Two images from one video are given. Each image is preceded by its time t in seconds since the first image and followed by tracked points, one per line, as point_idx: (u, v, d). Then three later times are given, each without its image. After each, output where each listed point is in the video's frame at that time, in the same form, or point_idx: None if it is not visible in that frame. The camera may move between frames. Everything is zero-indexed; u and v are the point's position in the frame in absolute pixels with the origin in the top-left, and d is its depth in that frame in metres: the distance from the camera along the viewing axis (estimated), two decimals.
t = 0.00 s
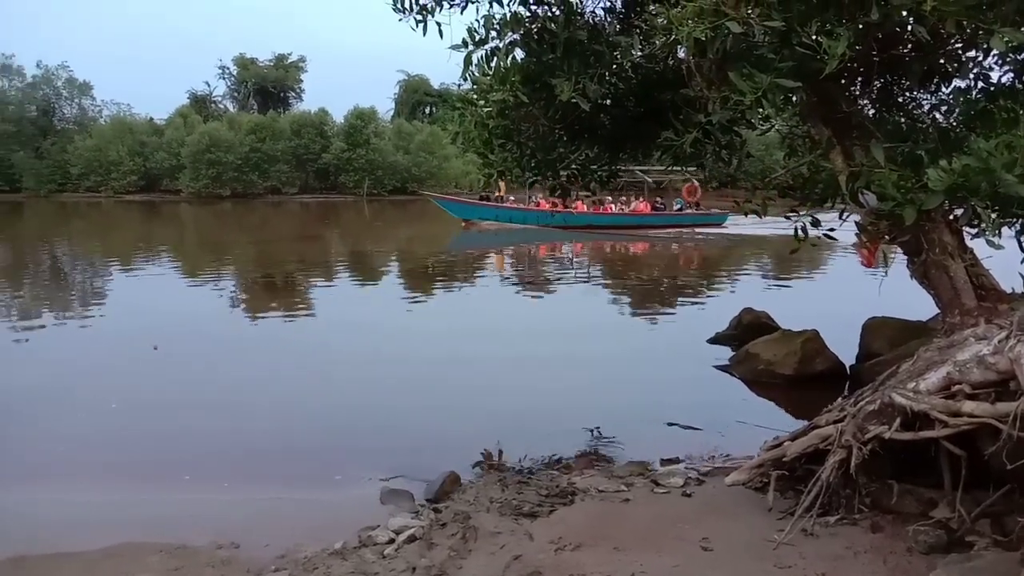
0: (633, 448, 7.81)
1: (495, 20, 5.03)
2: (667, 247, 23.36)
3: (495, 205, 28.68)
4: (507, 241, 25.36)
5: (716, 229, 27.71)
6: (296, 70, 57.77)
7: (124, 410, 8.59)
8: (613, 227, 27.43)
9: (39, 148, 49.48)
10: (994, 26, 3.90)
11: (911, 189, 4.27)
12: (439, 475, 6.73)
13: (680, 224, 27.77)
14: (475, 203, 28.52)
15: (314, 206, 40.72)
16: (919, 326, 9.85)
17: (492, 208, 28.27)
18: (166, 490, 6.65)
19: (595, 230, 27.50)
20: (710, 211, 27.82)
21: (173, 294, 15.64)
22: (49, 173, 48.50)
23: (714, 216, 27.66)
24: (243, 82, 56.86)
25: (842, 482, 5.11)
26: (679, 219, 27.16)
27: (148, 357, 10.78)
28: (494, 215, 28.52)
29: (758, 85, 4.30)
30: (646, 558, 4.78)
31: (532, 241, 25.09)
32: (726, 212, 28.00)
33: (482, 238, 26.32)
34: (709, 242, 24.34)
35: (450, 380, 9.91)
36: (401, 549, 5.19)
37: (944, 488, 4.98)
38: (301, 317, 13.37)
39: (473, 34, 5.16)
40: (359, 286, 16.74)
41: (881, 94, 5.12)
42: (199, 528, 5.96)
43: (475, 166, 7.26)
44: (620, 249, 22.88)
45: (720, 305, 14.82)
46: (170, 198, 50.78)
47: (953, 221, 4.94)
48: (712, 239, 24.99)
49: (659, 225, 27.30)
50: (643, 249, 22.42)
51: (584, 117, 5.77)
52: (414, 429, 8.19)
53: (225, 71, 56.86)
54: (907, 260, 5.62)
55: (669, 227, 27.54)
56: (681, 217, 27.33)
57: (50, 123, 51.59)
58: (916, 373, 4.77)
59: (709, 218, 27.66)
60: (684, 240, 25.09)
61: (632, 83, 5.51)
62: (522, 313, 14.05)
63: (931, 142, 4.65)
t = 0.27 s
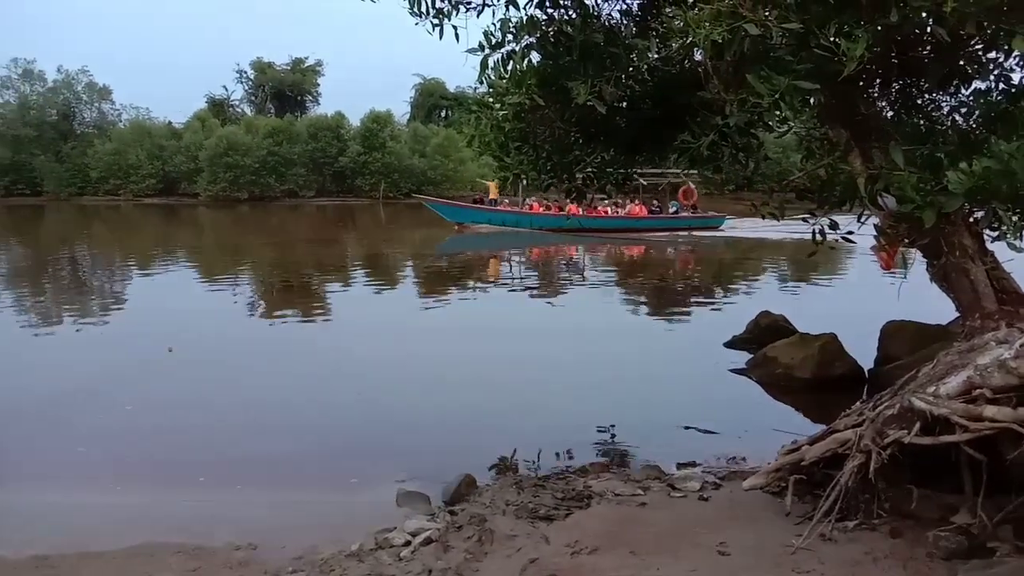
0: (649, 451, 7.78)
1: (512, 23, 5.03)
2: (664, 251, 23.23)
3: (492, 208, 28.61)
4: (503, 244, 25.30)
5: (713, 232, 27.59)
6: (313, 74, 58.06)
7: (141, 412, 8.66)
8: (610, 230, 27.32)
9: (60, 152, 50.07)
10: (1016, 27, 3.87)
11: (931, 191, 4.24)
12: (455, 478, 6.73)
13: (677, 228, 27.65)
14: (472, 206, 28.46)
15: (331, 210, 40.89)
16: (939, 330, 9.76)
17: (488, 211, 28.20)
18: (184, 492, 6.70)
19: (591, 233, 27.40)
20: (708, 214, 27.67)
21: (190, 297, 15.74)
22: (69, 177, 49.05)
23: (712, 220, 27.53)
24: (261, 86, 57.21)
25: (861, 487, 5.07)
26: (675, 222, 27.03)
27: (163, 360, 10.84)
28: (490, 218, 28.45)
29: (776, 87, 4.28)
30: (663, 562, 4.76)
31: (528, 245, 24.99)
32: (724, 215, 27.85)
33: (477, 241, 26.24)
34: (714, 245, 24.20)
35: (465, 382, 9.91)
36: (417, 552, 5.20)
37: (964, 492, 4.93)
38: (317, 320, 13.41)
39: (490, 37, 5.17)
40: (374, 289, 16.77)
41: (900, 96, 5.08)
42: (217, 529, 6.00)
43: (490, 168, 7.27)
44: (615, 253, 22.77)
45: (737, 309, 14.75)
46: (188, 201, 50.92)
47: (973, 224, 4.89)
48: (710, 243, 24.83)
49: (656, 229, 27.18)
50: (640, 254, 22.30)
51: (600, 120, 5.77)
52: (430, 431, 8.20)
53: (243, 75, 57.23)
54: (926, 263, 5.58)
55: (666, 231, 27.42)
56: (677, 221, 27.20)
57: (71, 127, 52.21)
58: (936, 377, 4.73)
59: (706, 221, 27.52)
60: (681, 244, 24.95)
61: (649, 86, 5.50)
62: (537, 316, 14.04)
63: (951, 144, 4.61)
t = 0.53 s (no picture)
0: (658, 451, 7.76)
1: (521, 23, 5.03)
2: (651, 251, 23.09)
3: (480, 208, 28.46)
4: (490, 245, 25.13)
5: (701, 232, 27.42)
6: (323, 74, 58.21)
7: (151, 412, 8.70)
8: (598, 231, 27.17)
9: (71, 152, 50.42)
10: None
11: (943, 191, 4.22)
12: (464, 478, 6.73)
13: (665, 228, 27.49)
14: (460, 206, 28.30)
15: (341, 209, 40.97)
16: (951, 330, 9.71)
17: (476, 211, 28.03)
18: (195, 491, 6.73)
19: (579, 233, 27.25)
20: (697, 213, 27.51)
21: (200, 297, 15.80)
22: (80, 177, 49.36)
23: (701, 219, 27.37)
24: (270, 86, 57.39)
25: (872, 488, 5.05)
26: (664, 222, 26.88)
27: (170, 360, 10.86)
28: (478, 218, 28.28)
29: (786, 86, 4.26)
30: (673, 563, 4.75)
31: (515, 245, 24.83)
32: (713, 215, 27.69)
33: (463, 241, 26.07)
34: (707, 246, 24.03)
35: (474, 382, 9.91)
36: (426, 551, 5.20)
37: (976, 494, 4.90)
38: (326, 321, 13.42)
39: (499, 37, 5.17)
40: (383, 289, 16.79)
41: (912, 95, 5.05)
42: (227, 529, 6.02)
43: (499, 168, 7.27)
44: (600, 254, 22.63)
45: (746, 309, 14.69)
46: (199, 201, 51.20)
47: (986, 224, 4.86)
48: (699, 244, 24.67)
49: (644, 229, 27.04)
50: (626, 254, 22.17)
51: (610, 119, 5.75)
52: (440, 431, 8.21)
53: (253, 76, 57.42)
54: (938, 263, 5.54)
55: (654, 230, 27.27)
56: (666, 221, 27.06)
57: (82, 128, 52.54)
58: (948, 377, 4.70)
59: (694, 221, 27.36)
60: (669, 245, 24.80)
61: (659, 85, 5.49)
62: (545, 317, 14.01)
63: (962, 143, 4.58)
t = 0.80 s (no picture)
0: (670, 452, 7.72)
1: (533, 24, 5.03)
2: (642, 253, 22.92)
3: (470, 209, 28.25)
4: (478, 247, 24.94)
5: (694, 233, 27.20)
6: (335, 77, 58.40)
7: (165, 413, 8.75)
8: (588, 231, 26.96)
9: (86, 155, 50.82)
10: None
11: (959, 190, 4.18)
12: (477, 479, 6.74)
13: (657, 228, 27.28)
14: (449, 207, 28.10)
15: (354, 211, 41.08)
16: (967, 330, 9.63)
17: (465, 212, 27.80)
18: (209, 492, 6.76)
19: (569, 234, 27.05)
20: (690, 213, 27.28)
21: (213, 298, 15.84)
22: (95, 179, 49.75)
23: (693, 220, 27.14)
24: (284, 88, 57.65)
25: (887, 489, 5.02)
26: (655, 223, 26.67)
27: (182, 362, 10.87)
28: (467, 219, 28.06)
29: (800, 85, 4.24)
30: (686, 564, 4.73)
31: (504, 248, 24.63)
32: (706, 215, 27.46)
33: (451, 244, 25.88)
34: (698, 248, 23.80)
35: (486, 383, 9.91)
36: (440, 552, 5.21)
37: (992, 496, 4.86)
38: (339, 323, 13.44)
39: (511, 37, 5.17)
40: (395, 290, 16.79)
41: (926, 93, 5.01)
42: (242, 529, 6.04)
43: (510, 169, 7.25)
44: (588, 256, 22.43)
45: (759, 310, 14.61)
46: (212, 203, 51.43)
47: (1002, 223, 4.81)
48: (691, 245, 24.45)
49: (635, 230, 26.82)
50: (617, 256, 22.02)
51: (622, 119, 5.75)
52: (452, 432, 8.20)
53: (266, 78, 57.67)
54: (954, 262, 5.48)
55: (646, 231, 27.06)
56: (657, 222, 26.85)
57: (97, 130, 52.92)
58: (964, 378, 4.66)
59: (686, 221, 27.14)
60: (662, 246, 24.62)
61: (671, 84, 5.47)
62: (557, 318, 13.99)
63: (978, 142, 4.54)
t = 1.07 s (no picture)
0: (680, 453, 7.70)
1: (540, 25, 5.03)
2: (629, 255, 22.86)
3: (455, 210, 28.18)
4: (463, 250, 24.86)
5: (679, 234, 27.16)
6: (344, 79, 58.54)
7: (173, 414, 8.78)
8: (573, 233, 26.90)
9: (96, 158, 51.12)
10: None
11: (968, 190, 4.16)
12: (486, 480, 6.74)
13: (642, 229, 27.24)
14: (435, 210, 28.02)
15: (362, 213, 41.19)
16: (978, 331, 9.57)
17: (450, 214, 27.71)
18: (218, 493, 6.78)
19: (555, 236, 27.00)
20: (676, 215, 27.23)
21: (222, 301, 15.87)
22: (105, 182, 50.01)
23: (679, 221, 27.09)
24: (292, 91, 57.84)
25: (897, 491, 5.00)
26: (640, 225, 26.62)
27: (190, 364, 10.91)
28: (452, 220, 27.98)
29: (808, 86, 4.24)
30: (695, 565, 4.73)
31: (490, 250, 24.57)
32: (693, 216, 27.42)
33: (436, 246, 25.82)
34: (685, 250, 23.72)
35: (493, 385, 9.91)
36: (448, 553, 5.21)
37: (1003, 497, 4.83)
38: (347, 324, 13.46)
39: (519, 39, 5.18)
40: (403, 293, 16.80)
41: (935, 94, 4.99)
42: (251, 531, 6.06)
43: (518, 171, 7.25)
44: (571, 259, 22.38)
45: (768, 311, 14.57)
46: (221, 205, 51.61)
47: (1012, 223, 4.78)
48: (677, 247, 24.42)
49: (621, 231, 26.77)
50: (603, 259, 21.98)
51: (629, 120, 5.74)
52: (461, 434, 8.20)
53: (274, 80, 57.86)
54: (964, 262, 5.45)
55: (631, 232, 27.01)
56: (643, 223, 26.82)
57: (107, 133, 53.21)
58: (975, 379, 4.64)
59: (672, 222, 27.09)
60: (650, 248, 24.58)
61: (679, 85, 5.47)
62: (566, 319, 13.98)
63: (988, 142, 4.51)
